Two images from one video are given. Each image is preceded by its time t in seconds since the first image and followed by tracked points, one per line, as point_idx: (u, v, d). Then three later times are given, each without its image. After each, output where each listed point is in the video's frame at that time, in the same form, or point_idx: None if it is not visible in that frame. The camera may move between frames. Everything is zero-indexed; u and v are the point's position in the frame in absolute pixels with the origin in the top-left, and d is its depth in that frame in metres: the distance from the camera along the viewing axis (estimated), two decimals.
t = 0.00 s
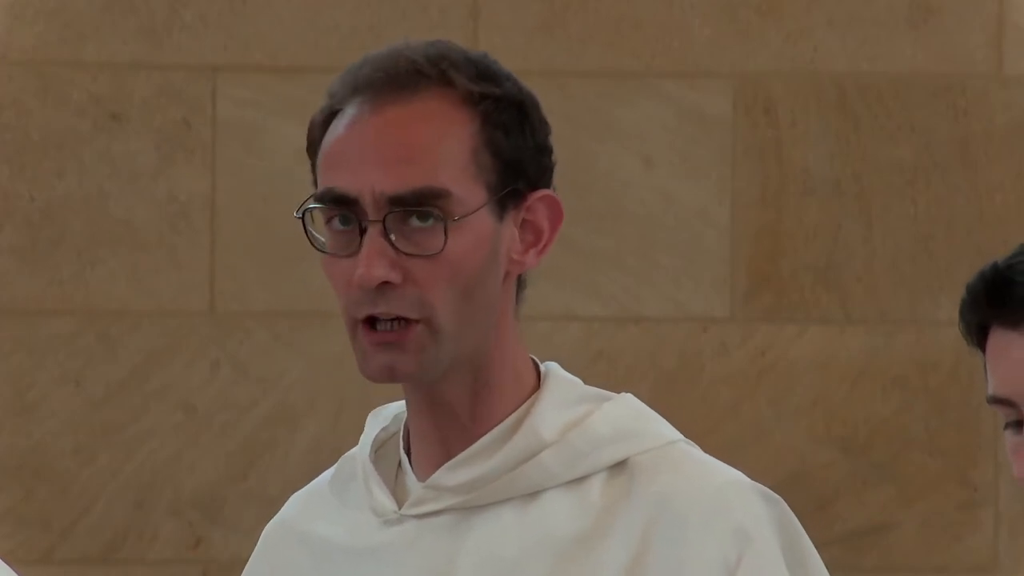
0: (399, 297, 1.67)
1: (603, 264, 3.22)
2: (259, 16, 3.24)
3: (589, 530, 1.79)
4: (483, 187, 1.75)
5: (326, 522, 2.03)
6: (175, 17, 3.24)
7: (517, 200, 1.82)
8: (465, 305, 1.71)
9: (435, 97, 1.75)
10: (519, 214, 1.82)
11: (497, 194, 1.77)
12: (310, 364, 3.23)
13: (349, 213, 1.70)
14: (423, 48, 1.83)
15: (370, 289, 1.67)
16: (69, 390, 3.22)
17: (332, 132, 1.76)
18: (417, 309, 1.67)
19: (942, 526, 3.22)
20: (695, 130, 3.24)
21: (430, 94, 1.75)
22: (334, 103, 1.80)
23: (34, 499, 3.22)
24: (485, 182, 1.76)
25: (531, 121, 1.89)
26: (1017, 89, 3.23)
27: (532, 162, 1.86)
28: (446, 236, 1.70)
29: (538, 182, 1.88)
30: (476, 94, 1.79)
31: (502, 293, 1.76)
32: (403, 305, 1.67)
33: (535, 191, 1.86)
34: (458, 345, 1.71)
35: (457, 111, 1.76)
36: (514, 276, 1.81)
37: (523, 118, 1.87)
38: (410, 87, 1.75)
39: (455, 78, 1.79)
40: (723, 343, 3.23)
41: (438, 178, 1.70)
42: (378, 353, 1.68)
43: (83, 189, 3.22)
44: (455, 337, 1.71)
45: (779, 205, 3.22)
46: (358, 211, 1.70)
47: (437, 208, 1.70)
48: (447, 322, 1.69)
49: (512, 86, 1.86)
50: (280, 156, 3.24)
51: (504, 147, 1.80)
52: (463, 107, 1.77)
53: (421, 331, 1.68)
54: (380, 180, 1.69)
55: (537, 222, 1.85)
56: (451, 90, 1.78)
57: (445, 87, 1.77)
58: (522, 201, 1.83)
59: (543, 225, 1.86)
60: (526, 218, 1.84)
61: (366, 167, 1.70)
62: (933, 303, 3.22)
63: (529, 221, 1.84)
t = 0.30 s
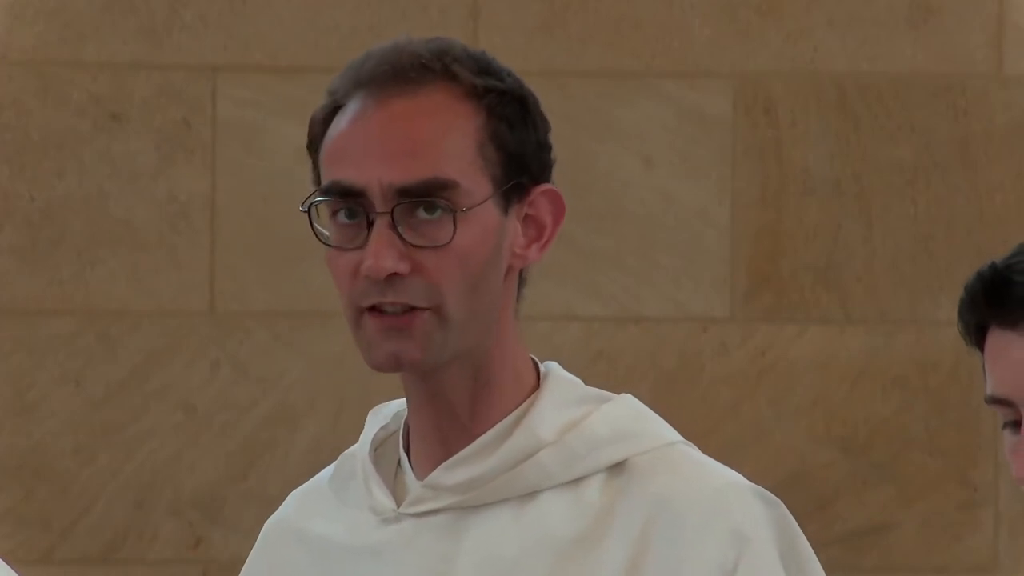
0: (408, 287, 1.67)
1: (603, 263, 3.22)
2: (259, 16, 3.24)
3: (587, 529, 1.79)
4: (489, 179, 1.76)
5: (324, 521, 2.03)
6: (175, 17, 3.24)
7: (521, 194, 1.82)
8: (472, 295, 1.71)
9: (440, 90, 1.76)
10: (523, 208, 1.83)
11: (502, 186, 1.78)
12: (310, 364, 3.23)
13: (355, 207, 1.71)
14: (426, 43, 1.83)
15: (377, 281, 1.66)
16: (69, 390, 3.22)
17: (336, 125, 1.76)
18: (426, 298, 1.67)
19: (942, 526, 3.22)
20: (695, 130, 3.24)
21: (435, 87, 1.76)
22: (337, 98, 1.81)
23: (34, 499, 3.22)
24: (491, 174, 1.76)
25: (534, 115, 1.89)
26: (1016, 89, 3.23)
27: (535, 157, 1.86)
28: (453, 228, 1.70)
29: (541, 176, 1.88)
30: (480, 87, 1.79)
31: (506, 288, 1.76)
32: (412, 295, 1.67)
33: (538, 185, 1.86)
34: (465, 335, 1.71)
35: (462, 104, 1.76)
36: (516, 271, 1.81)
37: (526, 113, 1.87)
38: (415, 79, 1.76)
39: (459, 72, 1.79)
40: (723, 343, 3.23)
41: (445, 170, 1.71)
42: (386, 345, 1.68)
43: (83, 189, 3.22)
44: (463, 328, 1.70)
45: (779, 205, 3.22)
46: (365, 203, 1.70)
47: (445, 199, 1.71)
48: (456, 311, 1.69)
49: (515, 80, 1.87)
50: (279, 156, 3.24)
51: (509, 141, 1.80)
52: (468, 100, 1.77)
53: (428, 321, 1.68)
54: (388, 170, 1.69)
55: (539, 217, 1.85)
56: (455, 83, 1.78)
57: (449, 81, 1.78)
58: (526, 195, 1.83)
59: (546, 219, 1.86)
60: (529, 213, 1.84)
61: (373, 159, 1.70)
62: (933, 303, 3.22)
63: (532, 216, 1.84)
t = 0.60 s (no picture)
0: (406, 282, 1.67)
1: (603, 264, 3.22)
2: (259, 16, 3.24)
3: (581, 527, 1.79)
4: (488, 173, 1.76)
5: (319, 515, 2.02)
6: (175, 17, 3.24)
7: (520, 189, 1.82)
8: (471, 289, 1.71)
9: (440, 83, 1.76)
10: (521, 203, 1.83)
11: (501, 181, 1.78)
12: (310, 364, 3.23)
13: (355, 200, 1.71)
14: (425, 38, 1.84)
15: (377, 274, 1.67)
16: (69, 390, 3.22)
17: (335, 119, 1.76)
18: (425, 293, 1.68)
19: (942, 526, 3.22)
20: (695, 130, 3.24)
21: (435, 81, 1.76)
22: (335, 93, 1.81)
23: (34, 499, 3.22)
24: (489, 168, 1.77)
25: (533, 110, 1.89)
26: (1017, 89, 3.23)
27: (534, 152, 1.87)
28: (452, 222, 1.70)
29: (539, 172, 1.89)
30: (480, 82, 1.80)
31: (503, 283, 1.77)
32: (411, 290, 1.67)
33: (536, 181, 1.87)
34: (464, 329, 1.72)
35: (462, 98, 1.77)
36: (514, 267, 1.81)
37: (526, 107, 1.87)
38: (415, 73, 1.76)
39: (459, 66, 1.79)
40: (723, 343, 3.23)
41: (444, 164, 1.71)
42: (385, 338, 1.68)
43: (83, 189, 3.22)
44: (462, 322, 1.71)
45: (779, 205, 3.22)
46: (364, 197, 1.70)
47: (445, 192, 1.71)
48: (455, 305, 1.70)
49: (514, 75, 1.87)
50: (279, 156, 3.24)
51: (509, 135, 1.81)
52: (467, 94, 1.78)
53: (427, 317, 1.68)
54: (389, 164, 1.69)
55: (537, 213, 1.85)
56: (455, 78, 1.78)
57: (449, 75, 1.78)
58: (525, 190, 1.84)
59: (544, 214, 1.86)
60: (528, 208, 1.84)
61: (374, 153, 1.70)
62: (933, 303, 3.22)
63: (530, 212, 1.85)
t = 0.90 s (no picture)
0: (392, 279, 1.70)
1: (602, 264, 3.22)
2: (259, 16, 3.24)
3: (571, 524, 1.80)
4: (479, 172, 1.79)
5: (301, 512, 2.01)
6: (175, 17, 3.24)
7: (511, 190, 1.85)
8: (458, 289, 1.74)
9: (434, 81, 1.80)
10: (512, 204, 1.86)
11: (491, 181, 1.81)
12: (310, 364, 3.23)
13: (346, 195, 1.74)
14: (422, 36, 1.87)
15: (364, 270, 1.70)
16: (69, 391, 3.22)
17: (329, 113, 1.79)
18: (412, 290, 1.70)
19: (942, 526, 3.22)
20: (695, 130, 3.24)
21: (429, 80, 1.79)
22: (330, 87, 1.84)
23: (34, 499, 3.22)
24: (480, 168, 1.80)
25: (527, 112, 1.92)
26: (1017, 89, 3.23)
27: (527, 153, 1.90)
28: (442, 220, 1.73)
29: (532, 175, 1.91)
30: (474, 82, 1.83)
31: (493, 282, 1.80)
32: (397, 287, 1.70)
33: (528, 183, 1.89)
34: (452, 328, 1.74)
35: (455, 97, 1.80)
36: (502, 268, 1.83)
37: (519, 108, 1.90)
38: (410, 70, 1.79)
39: (455, 65, 1.82)
40: (723, 343, 3.23)
41: (436, 162, 1.74)
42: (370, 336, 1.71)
43: (83, 189, 3.22)
44: (448, 321, 1.73)
45: (779, 205, 3.22)
46: (355, 192, 1.73)
47: (435, 190, 1.74)
48: (441, 303, 1.73)
49: (508, 76, 1.90)
50: (280, 156, 3.24)
51: (501, 135, 1.84)
52: (461, 94, 1.81)
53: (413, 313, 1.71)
54: (379, 159, 1.72)
55: (527, 215, 1.87)
56: (450, 76, 1.81)
57: (444, 75, 1.81)
58: (516, 191, 1.86)
59: (534, 217, 1.88)
60: (518, 210, 1.86)
61: (366, 148, 1.73)
62: (933, 303, 3.22)
63: (521, 214, 1.87)
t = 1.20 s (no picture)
0: (373, 296, 1.74)
1: (603, 263, 3.22)
2: (259, 16, 3.24)
3: (558, 523, 1.86)
4: (459, 186, 1.83)
5: (281, 513, 2.07)
6: (175, 17, 3.24)
7: (491, 203, 1.89)
8: (438, 305, 1.78)
9: (416, 95, 1.82)
10: (493, 215, 1.90)
11: (472, 196, 1.85)
12: (310, 364, 3.23)
13: (328, 210, 1.76)
14: (404, 46, 1.89)
15: (346, 289, 1.74)
16: (69, 391, 3.22)
17: (310, 125, 1.81)
18: (393, 308, 1.75)
19: (942, 526, 3.22)
20: (695, 130, 3.24)
21: (411, 94, 1.82)
22: (312, 96, 1.86)
23: (34, 499, 3.22)
24: (461, 183, 1.83)
25: (507, 121, 1.96)
26: (1017, 89, 3.23)
27: (508, 163, 1.93)
28: (423, 238, 1.77)
29: (512, 185, 1.95)
30: (456, 94, 1.85)
31: (473, 294, 1.84)
32: (378, 304, 1.74)
33: (509, 195, 1.93)
34: (432, 344, 1.79)
35: (437, 111, 1.83)
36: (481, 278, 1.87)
37: (500, 118, 1.94)
38: (392, 84, 1.81)
39: (436, 78, 1.85)
40: (723, 343, 3.23)
41: (418, 179, 1.77)
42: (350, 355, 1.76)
43: (83, 189, 3.22)
44: (427, 337, 1.78)
45: (779, 205, 3.22)
46: (337, 209, 1.76)
47: (416, 208, 1.77)
48: (421, 320, 1.77)
49: (490, 86, 1.93)
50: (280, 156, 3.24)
51: (482, 148, 1.87)
52: (442, 107, 1.84)
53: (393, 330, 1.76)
54: (360, 177, 1.75)
55: (507, 226, 1.92)
56: (431, 89, 1.84)
57: (426, 88, 1.84)
58: (497, 203, 1.91)
59: (514, 228, 1.93)
60: (498, 222, 1.91)
61: (348, 164, 1.75)
62: (933, 303, 3.22)
63: (501, 226, 1.92)
